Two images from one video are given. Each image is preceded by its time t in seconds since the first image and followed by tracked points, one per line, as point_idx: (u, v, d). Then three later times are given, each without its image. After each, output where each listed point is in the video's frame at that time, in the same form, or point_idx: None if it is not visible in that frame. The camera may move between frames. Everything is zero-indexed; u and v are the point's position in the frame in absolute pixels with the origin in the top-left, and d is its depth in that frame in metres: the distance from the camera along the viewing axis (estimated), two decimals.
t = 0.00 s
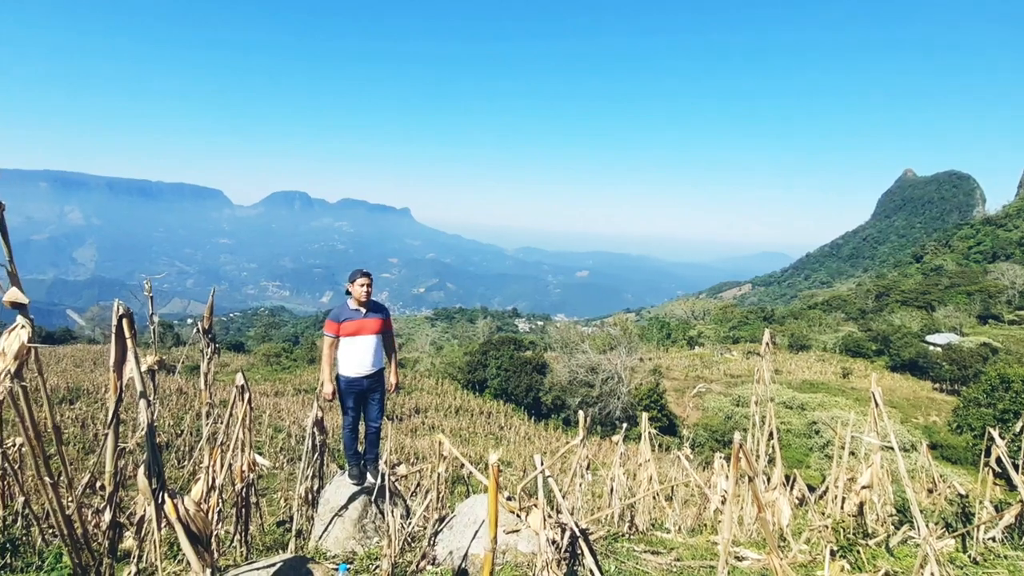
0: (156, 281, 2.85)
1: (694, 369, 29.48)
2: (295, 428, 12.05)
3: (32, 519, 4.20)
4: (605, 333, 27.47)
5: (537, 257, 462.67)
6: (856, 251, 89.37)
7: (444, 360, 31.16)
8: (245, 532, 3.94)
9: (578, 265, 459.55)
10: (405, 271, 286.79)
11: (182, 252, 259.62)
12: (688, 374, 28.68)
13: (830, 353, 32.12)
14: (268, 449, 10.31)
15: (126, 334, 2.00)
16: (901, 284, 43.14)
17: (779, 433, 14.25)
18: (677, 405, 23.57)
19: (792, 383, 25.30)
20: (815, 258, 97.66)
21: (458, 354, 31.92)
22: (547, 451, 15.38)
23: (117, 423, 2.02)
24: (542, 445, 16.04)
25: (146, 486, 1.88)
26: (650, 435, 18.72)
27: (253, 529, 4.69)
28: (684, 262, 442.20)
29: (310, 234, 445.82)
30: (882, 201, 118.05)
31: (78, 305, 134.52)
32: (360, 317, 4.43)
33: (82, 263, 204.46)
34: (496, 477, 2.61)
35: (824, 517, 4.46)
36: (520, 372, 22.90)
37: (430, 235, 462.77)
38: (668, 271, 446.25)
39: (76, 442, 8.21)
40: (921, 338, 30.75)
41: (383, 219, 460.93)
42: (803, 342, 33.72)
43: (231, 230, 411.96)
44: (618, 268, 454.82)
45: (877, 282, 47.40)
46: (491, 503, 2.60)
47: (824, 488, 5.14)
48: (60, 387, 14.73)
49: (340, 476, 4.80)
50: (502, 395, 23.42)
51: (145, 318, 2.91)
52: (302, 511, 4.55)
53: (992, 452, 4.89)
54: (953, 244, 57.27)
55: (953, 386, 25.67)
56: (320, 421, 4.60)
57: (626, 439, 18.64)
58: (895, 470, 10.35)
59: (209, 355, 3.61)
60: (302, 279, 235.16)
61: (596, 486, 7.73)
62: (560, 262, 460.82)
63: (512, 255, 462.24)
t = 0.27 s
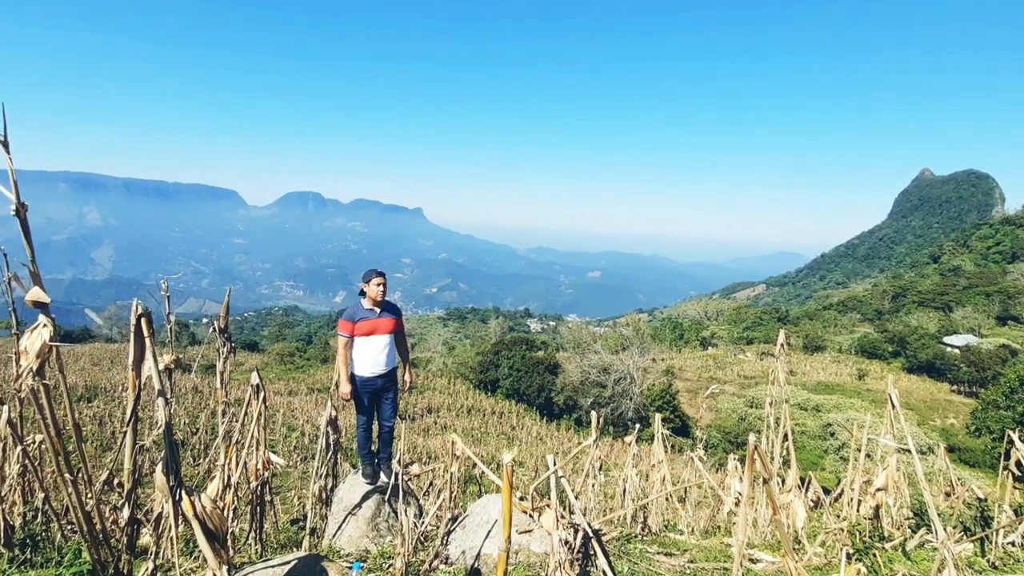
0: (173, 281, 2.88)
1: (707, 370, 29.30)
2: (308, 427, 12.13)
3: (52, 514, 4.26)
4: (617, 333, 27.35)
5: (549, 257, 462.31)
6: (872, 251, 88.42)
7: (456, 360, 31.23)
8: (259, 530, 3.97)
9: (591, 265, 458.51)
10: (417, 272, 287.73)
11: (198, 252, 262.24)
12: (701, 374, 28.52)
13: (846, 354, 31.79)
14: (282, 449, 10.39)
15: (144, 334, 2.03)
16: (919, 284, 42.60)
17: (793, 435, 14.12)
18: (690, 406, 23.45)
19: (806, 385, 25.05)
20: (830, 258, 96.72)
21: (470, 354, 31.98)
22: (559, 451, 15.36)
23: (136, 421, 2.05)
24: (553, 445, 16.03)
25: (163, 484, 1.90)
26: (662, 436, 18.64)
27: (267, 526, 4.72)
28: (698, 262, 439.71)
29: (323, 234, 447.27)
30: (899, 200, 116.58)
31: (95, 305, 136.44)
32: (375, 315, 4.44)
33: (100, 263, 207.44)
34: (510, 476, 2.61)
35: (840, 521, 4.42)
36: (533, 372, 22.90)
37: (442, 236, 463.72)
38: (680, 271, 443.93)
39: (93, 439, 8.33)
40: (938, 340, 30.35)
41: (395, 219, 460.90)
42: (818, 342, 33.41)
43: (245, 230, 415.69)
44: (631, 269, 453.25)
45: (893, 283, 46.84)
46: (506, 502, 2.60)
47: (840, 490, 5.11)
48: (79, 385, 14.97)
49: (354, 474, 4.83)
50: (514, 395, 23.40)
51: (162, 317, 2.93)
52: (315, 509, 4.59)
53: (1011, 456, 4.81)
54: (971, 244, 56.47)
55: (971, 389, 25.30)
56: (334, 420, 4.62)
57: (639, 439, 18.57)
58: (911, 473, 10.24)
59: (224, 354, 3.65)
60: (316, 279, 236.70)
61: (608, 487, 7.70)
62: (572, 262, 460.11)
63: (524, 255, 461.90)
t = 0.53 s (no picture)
0: (190, 281, 2.91)
1: (720, 371, 29.13)
2: (322, 427, 12.21)
3: (71, 510, 4.32)
4: (630, 334, 27.23)
5: (562, 257, 461.76)
6: (888, 252, 87.45)
7: (468, 360, 31.30)
8: (274, 528, 3.99)
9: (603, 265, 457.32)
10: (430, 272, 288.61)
11: (213, 253, 265.09)
12: (714, 376, 28.36)
13: (862, 356, 31.46)
14: (297, 447, 10.46)
15: (163, 332, 2.06)
16: (936, 285, 42.06)
17: (809, 437, 13.98)
18: (703, 407, 23.33)
19: (822, 387, 24.79)
20: (846, 258, 95.76)
21: (483, 354, 32.04)
22: (572, 452, 15.32)
23: (154, 419, 2.08)
24: (566, 445, 16.02)
25: (182, 481, 1.93)
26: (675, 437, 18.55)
27: (282, 525, 4.76)
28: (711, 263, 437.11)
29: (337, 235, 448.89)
30: (917, 199, 115.14)
31: (114, 305, 138.43)
32: (390, 315, 4.46)
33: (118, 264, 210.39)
34: (524, 477, 2.60)
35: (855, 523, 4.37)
36: (545, 372, 22.90)
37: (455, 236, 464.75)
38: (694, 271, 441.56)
39: (112, 437, 8.45)
40: (957, 341, 29.94)
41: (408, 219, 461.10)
42: (834, 344, 33.08)
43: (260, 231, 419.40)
44: (644, 269, 451.53)
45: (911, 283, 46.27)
46: (520, 503, 2.59)
47: (856, 493, 5.05)
48: (98, 383, 15.19)
49: (368, 474, 4.85)
50: (527, 396, 23.39)
51: (179, 316, 2.96)
52: (329, 508, 4.62)
53: None
54: (991, 244, 55.66)
55: (991, 391, 24.93)
56: (348, 419, 4.64)
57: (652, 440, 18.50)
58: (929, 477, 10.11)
59: (240, 353, 3.69)
60: (329, 279, 238.30)
61: (620, 488, 7.68)
62: (585, 263, 459.24)
63: (536, 255, 461.74)
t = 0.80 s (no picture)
0: (206, 280, 2.93)
1: (734, 372, 28.94)
2: (335, 427, 12.27)
3: (89, 507, 4.38)
4: (642, 335, 27.08)
5: (574, 258, 461.08)
6: (905, 252, 86.47)
7: (480, 361, 31.36)
8: (288, 526, 4.03)
9: (616, 266, 455.97)
10: (442, 272, 289.35)
11: (228, 253, 267.52)
12: (728, 377, 28.18)
13: (877, 357, 31.12)
14: (310, 446, 10.55)
15: (179, 331, 2.08)
16: (954, 285, 41.52)
17: (824, 439, 13.84)
18: (717, 408, 23.20)
19: (837, 388, 24.54)
20: (862, 259, 94.79)
21: (495, 354, 32.08)
22: (585, 453, 15.29)
23: (171, 418, 2.11)
24: (578, 445, 15.99)
25: (197, 480, 1.95)
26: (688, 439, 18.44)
27: (296, 523, 4.79)
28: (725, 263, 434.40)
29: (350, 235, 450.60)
30: (934, 199, 113.72)
31: (131, 305, 140.13)
32: (407, 316, 4.50)
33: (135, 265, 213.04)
34: (538, 476, 2.61)
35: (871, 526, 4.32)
36: (557, 372, 22.87)
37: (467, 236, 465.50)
38: (707, 272, 439.03)
39: (129, 435, 8.56)
40: (975, 342, 29.52)
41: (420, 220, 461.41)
42: (849, 345, 32.76)
43: (274, 231, 422.77)
44: (656, 269, 449.70)
45: (928, 284, 45.68)
46: (534, 502, 2.59)
47: (872, 496, 4.98)
48: (115, 382, 15.40)
49: (381, 473, 4.88)
50: (539, 396, 23.38)
51: (195, 315, 2.99)
52: (342, 507, 4.66)
53: None
54: (1010, 244, 54.82)
55: (1010, 394, 24.55)
56: (361, 419, 4.66)
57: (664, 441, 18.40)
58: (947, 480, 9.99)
59: (256, 352, 3.74)
60: (343, 279, 239.66)
61: (632, 490, 7.65)
62: (597, 263, 458.23)
63: (549, 255, 461.45)
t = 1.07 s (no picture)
0: (220, 280, 2.96)
1: (747, 373, 28.74)
2: (348, 427, 12.33)
3: (106, 504, 4.44)
4: (655, 335, 26.98)
5: (586, 258, 460.09)
6: (922, 252, 85.40)
7: (492, 361, 31.39)
8: (302, 524, 4.06)
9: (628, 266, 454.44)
10: (454, 273, 289.91)
11: (242, 254, 269.80)
12: (741, 378, 27.98)
13: (894, 359, 30.79)
14: (323, 446, 10.60)
15: (194, 332, 2.11)
16: (972, 286, 40.93)
17: (839, 441, 13.69)
18: (729, 410, 23.05)
19: (852, 390, 24.27)
20: (878, 259, 93.72)
21: (507, 354, 32.09)
22: (597, 454, 15.24)
23: (187, 417, 2.14)
24: (590, 446, 15.96)
25: (214, 477, 1.97)
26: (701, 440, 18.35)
27: (309, 522, 4.83)
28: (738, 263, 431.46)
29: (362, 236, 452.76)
30: (952, 199, 112.13)
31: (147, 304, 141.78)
32: (423, 316, 4.54)
33: (151, 265, 215.52)
34: (551, 479, 2.60)
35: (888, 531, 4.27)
36: (569, 373, 22.83)
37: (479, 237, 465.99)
38: (720, 272, 436.33)
39: (145, 434, 8.66)
40: (994, 344, 29.08)
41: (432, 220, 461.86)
42: (865, 346, 32.41)
43: (288, 232, 425.92)
44: (669, 270, 447.60)
45: (946, 284, 45.08)
46: (547, 502, 2.59)
47: (888, 499, 4.94)
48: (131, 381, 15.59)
49: (394, 473, 4.90)
50: (550, 396, 23.36)
51: (210, 314, 3.02)
52: (356, 506, 4.69)
53: None
54: None
55: None
56: (373, 419, 4.69)
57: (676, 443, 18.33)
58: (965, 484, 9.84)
59: (270, 351, 3.78)
60: (355, 279, 240.90)
61: (645, 491, 7.63)
62: (609, 264, 456.93)
63: (560, 255, 460.84)
